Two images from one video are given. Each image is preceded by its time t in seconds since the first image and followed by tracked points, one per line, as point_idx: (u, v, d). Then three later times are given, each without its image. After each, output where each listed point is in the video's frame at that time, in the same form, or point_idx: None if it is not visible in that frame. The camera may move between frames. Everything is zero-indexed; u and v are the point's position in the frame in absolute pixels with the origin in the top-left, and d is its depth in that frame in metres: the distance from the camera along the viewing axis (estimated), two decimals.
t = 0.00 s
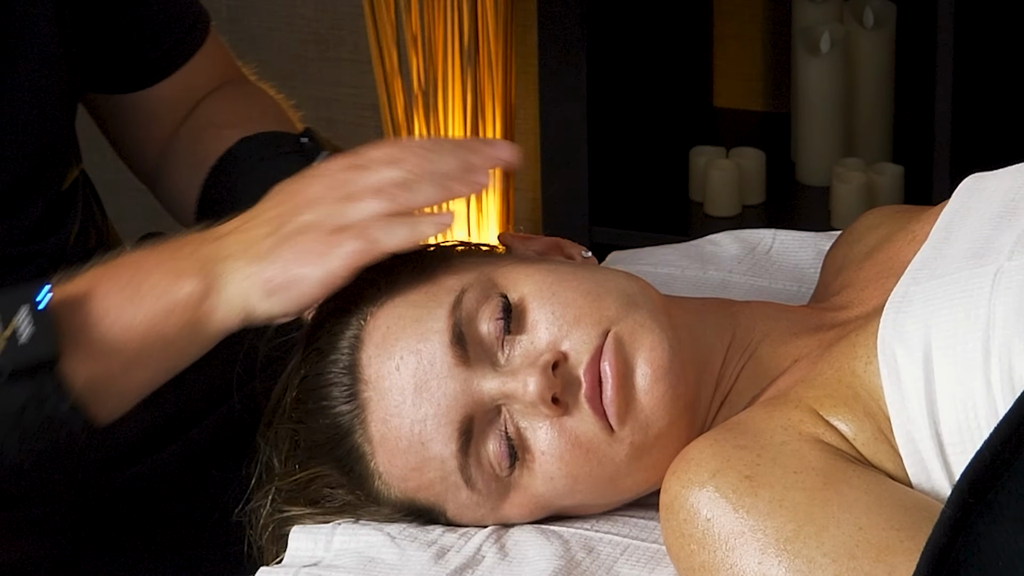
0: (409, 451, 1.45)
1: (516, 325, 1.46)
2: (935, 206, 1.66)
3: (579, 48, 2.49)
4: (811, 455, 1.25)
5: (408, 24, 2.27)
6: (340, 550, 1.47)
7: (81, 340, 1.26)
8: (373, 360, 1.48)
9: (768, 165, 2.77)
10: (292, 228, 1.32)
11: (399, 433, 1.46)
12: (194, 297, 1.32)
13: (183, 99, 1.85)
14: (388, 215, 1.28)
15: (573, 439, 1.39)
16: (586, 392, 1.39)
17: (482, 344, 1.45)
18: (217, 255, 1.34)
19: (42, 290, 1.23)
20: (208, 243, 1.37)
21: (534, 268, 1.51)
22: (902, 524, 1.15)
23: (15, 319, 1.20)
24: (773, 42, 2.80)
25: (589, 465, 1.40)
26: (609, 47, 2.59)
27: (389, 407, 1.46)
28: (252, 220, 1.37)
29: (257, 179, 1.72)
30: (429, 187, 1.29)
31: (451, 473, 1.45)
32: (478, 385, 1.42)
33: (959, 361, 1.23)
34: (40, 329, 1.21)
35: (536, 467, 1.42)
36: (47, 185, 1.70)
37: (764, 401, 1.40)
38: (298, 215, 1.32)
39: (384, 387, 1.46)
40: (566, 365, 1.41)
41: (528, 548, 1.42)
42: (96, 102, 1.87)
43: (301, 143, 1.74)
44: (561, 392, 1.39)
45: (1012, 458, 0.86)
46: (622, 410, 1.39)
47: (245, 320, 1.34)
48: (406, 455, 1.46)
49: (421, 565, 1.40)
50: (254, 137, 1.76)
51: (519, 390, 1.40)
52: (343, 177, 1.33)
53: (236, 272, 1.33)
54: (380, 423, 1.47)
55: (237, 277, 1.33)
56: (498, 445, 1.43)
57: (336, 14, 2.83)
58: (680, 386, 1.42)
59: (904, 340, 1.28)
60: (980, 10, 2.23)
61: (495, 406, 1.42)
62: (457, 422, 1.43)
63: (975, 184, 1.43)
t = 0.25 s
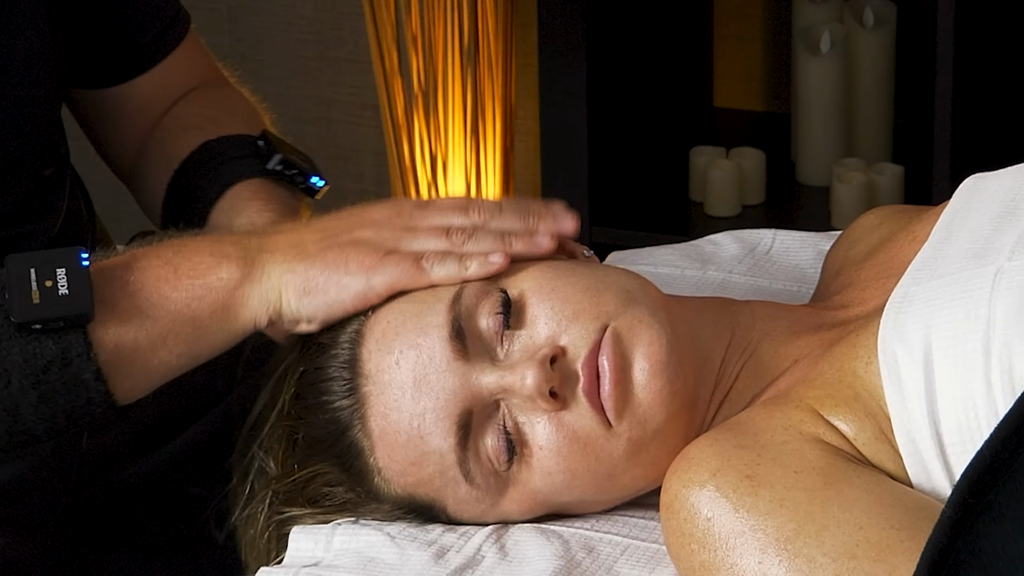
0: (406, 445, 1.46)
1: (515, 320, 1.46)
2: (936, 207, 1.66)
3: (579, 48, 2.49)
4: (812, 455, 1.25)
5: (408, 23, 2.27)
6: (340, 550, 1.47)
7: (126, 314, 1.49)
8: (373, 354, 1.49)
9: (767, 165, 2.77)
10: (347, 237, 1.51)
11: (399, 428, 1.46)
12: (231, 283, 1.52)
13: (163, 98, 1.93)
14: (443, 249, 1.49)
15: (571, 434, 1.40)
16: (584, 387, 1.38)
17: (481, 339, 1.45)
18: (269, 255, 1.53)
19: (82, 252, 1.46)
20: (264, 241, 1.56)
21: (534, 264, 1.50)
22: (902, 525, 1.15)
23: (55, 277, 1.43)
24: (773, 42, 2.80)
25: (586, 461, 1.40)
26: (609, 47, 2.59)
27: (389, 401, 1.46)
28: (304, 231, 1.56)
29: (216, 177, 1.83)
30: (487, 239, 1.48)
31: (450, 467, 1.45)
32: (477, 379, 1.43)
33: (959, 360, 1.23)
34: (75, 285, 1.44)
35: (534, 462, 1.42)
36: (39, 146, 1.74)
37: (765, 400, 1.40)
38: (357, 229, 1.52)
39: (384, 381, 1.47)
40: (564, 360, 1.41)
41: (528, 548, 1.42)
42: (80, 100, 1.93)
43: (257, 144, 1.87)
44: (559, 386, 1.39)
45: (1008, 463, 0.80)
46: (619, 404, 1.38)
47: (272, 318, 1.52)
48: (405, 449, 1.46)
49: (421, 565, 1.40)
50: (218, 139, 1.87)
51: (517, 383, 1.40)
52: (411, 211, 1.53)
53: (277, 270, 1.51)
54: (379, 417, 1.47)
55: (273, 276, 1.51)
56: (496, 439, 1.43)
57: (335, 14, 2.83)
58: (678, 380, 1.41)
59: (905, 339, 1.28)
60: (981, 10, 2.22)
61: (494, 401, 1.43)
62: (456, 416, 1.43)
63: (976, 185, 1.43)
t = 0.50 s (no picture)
0: (405, 444, 1.46)
1: (511, 317, 1.46)
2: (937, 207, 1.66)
3: (580, 48, 2.49)
4: (812, 455, 1.25)
5: (408, 23, 2.27)
6: (340, 550, 1.46)
7: (108, 313, 1.47)
8: (371, 354, 1.49)
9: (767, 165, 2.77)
10: (326, 255, 1.51)
11: (397, 425, 1.46)
12: (216, 309, 1.49)
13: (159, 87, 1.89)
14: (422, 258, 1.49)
15: (568, 431, 1.40)
16: (580, 383, 1.39)
17: (478, 337, 1.45)
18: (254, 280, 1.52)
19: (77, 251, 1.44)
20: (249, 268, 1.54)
21: (528, 262, 1.51)
22: (902, 524, 1.15)
23: (45, 269, 1.42)
24: (773, 43, 2.80)
25: (583, 458, 1.40)
26: (609, 47, 2.59)
27: (388, 400, 1.46)
28: (286, 259, 1.54)
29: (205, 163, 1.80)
30: (463, 242, 1.50)
31: (448, 464, 1.45)
32: (474, 377, 1.43)
33: (959, 360, 1.23)
34: (64, 282, 1.42)
35: (532, 459, 1.42)
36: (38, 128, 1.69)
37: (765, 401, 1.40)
38: (336, 249, 1.52)
39: (383, 380, 1.47)
40: (560, 356, 1.42)
41: (528, 548, 1.42)
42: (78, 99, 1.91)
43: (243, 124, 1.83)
44: (554, 382, 1.40)
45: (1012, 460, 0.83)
46: (615, 401, 1.39)
47: (255, 344, 1.49)
48: (404, 447, 1.46)
49: (421, 565, 1.40)
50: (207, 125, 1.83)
51: (513, 380, 1.41)
52: (390, 231, 1.55)
53: (260, 295, 1.49)
54: (378, 416, 1.47)
55: (259, 300, 1.49)
56: (493, 436, 1.43)
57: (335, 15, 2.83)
58: (674, 377, 1.41)
59: (905, 340, 1.28)
60: (981, 10, 2.23)
61: (491, 398, 1.43)
62: (453, 414, 1.43)
63: (977, 185, 1.43)
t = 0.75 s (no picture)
0: (403, 443, 1.46)
1: (510, 316, 1.46)
2: (936, 207, 1.66)
3: (580, 49, 2.49)
4: (812, 455, 1.25)
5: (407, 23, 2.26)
6: (340, 550, 1.46)
7: (91, 316, 1.43)
8: (370, 354, 1.49)
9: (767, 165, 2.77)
10: (301, 280, 1.49)
11: (395, 424, 1.46)
12: (198, 337, 1.45)
13: (171, 72, 1.84)
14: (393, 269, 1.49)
15: (565, 430, 1.39)
16: (577, 380, 1.39)
17: (476, 336, 1.46)
18: (236, 311, 1.48)
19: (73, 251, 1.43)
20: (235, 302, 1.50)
21: (525, 262, 1.52)
22: (902, 524, 1.15)
23: (37, 262, 1.40)
24: (773, 43, 2.80)
25: (581, 457, 1.40)
26: (610, 47, 2.59)
27: (387, 399, 1.46)
28: (263, 290, 1.52)
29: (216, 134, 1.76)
30: (431, 246, 1.50)
31: (446, 463, 1.45)
32: (472, 375, 1.43)
33: (959, 361, 1.23)
34: (54, 278, 1.40)
35: (529, 458, 1.42)
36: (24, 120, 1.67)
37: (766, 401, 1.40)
38: (310, 273, 1.51)
39: (381, 380, 1.47)
40: (557, 355, 1.41)
41: (528, 548, 1.42)
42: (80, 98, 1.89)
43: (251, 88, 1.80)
44: (552, 380, 1.40)
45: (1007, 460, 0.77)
46: (613, 399, 1.38)
47: (236, 375, 1.46)
48: (403, 446, 1.46)
49: (421, 565, 1.40)
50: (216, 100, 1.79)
51: (510, 378, 1.41)
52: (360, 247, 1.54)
53: (240, 324, 1.46)
54: (377, 415, 1.47)
55: (239, 329, 1.46)
56: (491, 435, 1.43)
57: (335, 15, 2.83)
58: (671, 375, 1.41)
59: (906, 341, 1.28)
60: (981, 11, 2.23)
61: (489, 397, 1.43)
62: (452, 412, 1.43)
63: (978, 186, 1.43)
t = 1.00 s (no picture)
0: (403, 439, 1.46)
1: (509, 311, 1.47)
2: (937, 208, 1.66)
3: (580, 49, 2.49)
4: (812, 455, 1.25)
5: (408, 23, 2.28)
6: (340, 550, 1.46)
7: (89, 341, 1.40)
8: (369, 350, 1.49)
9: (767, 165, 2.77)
10: (288, 304, 1.50)
11: (395, 420, 1.46)
12: (197, 363, 1.43)
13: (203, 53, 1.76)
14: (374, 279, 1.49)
15: (564, 425, 1.39)
16: (575, 375, 1.39)
17: (476, 331, 1.46)
18: (233, 334, 1.47)
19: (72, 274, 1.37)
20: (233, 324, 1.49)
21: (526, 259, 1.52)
22: (902, 524, 1.15)
23: (39, 288, 1.34)
24: (774, 43, 2.80)
25: (580, 452, 1.40)
26: (610, 47, 2.59)
27: (387, 394, 1.47)
28: (257, 314, 1.52)
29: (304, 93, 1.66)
30: (410, 251, 1.51)
31: (445, 459, 1.45)
32: (471, 370, 1.43)
33: (959, 360, 1.23)
34: (55, 304, 1.35)
35: (528, 453, 1.42)
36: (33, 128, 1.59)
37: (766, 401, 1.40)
38: (296, 295, 1.51)
39: (381, 375, 1.47)
40: (556, 350, 1.41)
41: (528, 548, 1.41)
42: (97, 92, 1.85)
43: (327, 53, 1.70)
44: (550, 375, 1.40)
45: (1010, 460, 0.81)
46: (611, 394, 1.38)
47: (234, 400, 1.44)
48: (401, 441, 1.46)
49: (421, 565, 1.40)
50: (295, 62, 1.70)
51: (509, 373, 1.40)
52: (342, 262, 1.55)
53: (236, 351, 1.44)
54: (377, 410, 1.48)
55: (235, 353, 1.44)
56: (490, 430, 1.43)
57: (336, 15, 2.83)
58: (671, 372, 1.41)
59: (906, 340, 1.29)
60: (981, 11, 2.23)
61: (488, 392, 1.43)
62: (451, 407, 1.43)
63: (978, 187, 1.43)
